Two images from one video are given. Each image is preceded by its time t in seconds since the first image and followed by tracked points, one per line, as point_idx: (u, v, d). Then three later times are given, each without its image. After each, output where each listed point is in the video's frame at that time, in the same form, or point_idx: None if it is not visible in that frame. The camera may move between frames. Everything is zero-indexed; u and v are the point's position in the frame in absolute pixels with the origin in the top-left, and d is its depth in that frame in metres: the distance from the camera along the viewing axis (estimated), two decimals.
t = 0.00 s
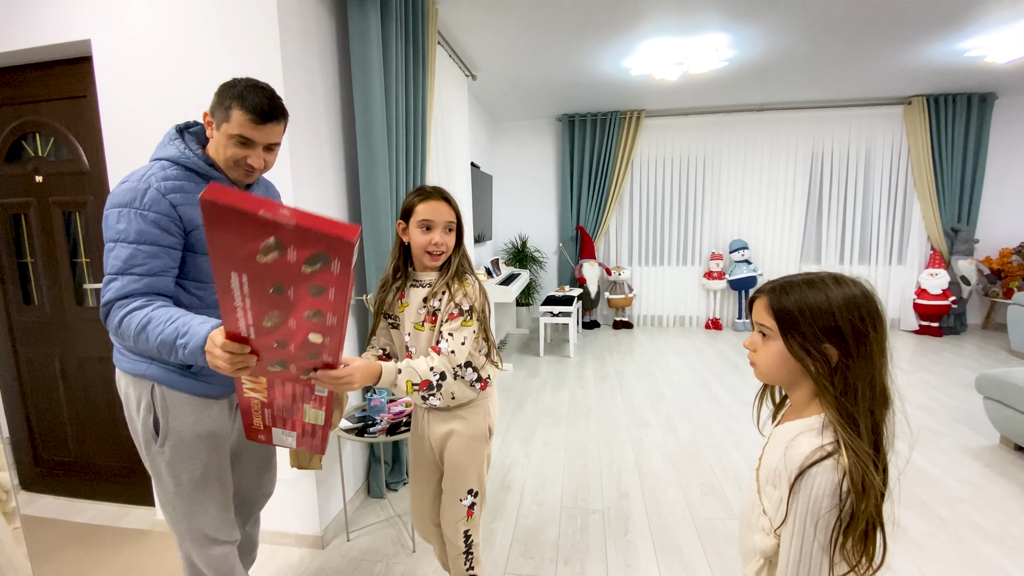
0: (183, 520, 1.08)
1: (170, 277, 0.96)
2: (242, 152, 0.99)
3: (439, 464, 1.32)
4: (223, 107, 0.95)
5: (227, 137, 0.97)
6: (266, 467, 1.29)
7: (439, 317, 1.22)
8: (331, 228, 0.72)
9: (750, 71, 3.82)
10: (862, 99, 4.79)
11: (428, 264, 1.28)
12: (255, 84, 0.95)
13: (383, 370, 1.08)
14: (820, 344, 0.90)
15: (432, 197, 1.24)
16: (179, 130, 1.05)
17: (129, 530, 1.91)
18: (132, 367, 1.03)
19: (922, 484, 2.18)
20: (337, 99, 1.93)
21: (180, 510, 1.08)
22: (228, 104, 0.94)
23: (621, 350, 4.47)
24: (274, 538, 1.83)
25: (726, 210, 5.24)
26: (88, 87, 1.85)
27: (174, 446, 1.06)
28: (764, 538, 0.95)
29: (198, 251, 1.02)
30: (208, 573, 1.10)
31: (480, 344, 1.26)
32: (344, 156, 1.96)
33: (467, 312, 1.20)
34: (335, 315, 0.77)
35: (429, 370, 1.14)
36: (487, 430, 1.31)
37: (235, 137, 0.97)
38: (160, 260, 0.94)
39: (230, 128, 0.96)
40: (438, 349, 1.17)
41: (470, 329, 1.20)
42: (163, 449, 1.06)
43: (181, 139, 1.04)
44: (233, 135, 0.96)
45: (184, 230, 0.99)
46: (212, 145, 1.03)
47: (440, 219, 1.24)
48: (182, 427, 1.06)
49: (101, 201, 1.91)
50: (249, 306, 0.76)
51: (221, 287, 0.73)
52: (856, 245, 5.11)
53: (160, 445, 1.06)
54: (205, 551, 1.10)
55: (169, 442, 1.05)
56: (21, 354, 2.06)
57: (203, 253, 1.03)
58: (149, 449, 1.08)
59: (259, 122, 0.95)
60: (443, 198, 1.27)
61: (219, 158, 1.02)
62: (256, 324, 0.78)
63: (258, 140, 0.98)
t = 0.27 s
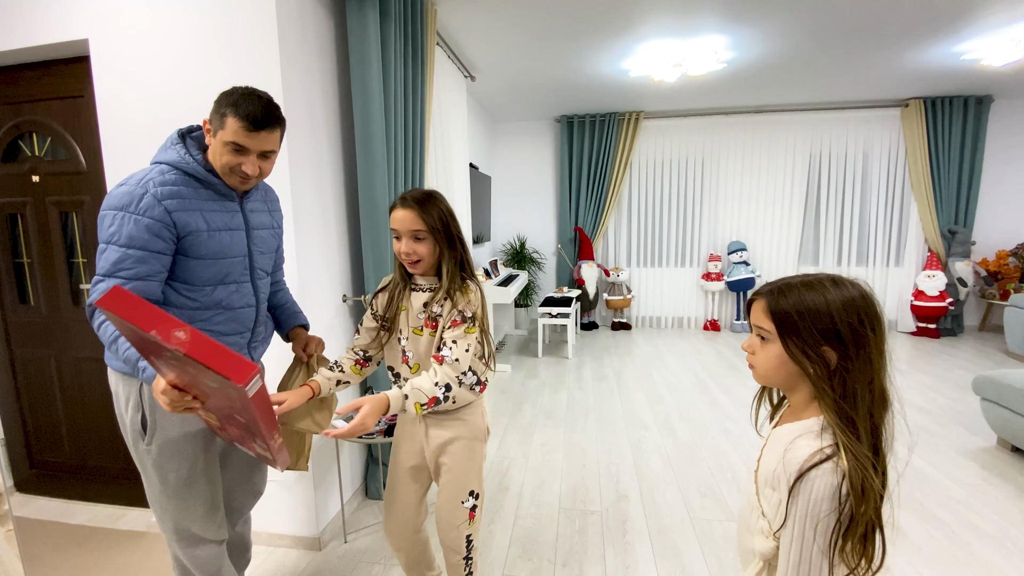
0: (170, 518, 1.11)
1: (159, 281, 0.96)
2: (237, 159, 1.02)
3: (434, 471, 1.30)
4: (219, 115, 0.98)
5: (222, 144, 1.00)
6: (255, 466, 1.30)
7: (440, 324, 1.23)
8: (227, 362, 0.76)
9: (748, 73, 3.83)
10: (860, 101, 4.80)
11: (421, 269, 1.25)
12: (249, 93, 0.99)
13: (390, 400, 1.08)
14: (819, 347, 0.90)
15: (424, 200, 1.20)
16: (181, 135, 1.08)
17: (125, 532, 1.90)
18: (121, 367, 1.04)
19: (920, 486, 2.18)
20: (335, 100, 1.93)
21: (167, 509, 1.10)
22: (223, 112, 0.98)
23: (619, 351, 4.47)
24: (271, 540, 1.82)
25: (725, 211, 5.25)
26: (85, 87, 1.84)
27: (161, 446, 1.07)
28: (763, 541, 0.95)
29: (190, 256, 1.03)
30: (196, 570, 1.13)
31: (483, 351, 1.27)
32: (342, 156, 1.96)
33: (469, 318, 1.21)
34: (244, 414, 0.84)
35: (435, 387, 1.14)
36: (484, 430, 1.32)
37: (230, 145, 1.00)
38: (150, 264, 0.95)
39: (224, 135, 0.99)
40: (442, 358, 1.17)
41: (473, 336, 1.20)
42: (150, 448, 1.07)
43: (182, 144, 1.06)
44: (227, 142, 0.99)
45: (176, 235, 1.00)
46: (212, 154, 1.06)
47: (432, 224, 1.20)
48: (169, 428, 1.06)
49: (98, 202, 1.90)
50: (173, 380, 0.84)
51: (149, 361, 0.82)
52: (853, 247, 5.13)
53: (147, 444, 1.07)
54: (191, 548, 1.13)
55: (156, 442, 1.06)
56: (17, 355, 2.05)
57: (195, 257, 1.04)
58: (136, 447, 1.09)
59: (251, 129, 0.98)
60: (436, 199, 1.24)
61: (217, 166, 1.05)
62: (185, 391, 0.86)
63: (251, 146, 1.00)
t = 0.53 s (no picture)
0: (162, 514, 1.12)
1: (147, 286, 0.97)
2: (232, 175, 1.00)
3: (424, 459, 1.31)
4: (213, 131, 0.97)
5: (217, 160, 0.98)
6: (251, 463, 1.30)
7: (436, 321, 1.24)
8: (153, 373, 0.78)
9: (749, 72, 3.83)
10: (860, 101, 4.80)
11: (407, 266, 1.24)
12: (243, 109, 0.96)
13: (417, 413, 1.08)
14: (818, 348, 0.90)
15: (404, 197, 1.19)
16: (179, 138, 1.07)
17: (124, 531, 1.90)
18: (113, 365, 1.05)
19: (920, 485, 2.19)
20: (335, 99, 1.92)
21: (159, 505, 1.11)
22: (217, 128, 0.96)
23: (619, 351, 4.47)
24: (270, 539, 1.82)
25: (724, 210, 5.24)
26: (84, 85, 1.83)
27: (153, 441, 1.07)
28: (760, 540, 0.95)
29: (180, 261, 1.04)
30: (187, 564, 1.14)
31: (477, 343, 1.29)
32: (342, 155, 1.96)
33: (466, 314, 1.24)
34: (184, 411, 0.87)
35: (450, 390, 1.15)
36: (472, 417, 1.33)
37: (224, 161, 0.98)
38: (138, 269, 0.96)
39: (219, 152, 0.97)
40: (447, 358, 1.20)
41: (472, 330, 1.24)
42: (142, 443, 1.07)
43: (180, 149, 1.05)
44: (221, 158, 0.98)
45: (166, 242, 1.00)
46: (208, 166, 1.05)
47: (412, 221, 1.20)
48: (161, 423, 1.07)
49: (97, 200, 1.90)
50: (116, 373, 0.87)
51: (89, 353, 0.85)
52: (853, 247, 5.13)
53: (139, 438, 1.07)
54: (182, 543, 1.14)
55: (147, 439, 1.07)
56: (17, 354, 2.04)
57: (185, 262, 1.04)
58: (129, 442, 1.09)
59: (244, 147, 0.96)
60: (416, 195, 1.23)
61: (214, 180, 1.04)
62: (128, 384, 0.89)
63: (245, 164, 0.99)
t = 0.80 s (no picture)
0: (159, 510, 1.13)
1: (142, 286, 0.97)
2: (246, 160, 1.02)
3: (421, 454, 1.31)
4: (215, 120, 0.98)
5: (227, 148, 0.99)
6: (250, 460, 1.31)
7: (429, 319, 1.24)
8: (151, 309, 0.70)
9: (751, 69, 3.82)
10: (863, 98, 4.78)
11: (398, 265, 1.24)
12: (240, 94, 0.99)
13: (405, 414, 1.09)
14: (817, 345, 0.90)
15: (393, 197, 1.19)
16: (174, 137, 1.08)
17: (125, 528, 1.90)
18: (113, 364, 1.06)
19: (921, 484, 2.18)
20: (335, 95, 1.92)
21: (155, 500, 1.12)
22: (220, 116, 0.97)
23: (620, 349, 4.47)
24: (271, 537, 1.82)
25: (726, 208, 5.23)
26: (84, 82, 1.83)
27: (149, 436, 1.09)
28: (761, 538, 0.94)
29: (175, 260, 1.04)
30: (185, 560, 1.14)
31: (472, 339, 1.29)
32: (342, 153, 1.95)
33: (458, 312, 1.23)
34: (178, 380, 0.81)
35: (442, 389, 1.15)
36: (468, 413, 1.32)
37: (235, 146, 1.00)
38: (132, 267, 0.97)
39: (227, 140, 0.99)
40: (441, 357, 1.20)
41: (465, 328, 1.23)
42: (138, 437, 1.09)
43: (174, 148, 1.07)
44: (233, 144, 0.99)
45: (160, 241, 1.00)
46: (209, 163, 1.05)
47: (400, 220, 1.19)
48: (156, 419, 1.08)
49: (97, 197, 1.89)
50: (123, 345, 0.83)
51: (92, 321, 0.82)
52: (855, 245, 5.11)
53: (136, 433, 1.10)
54: (179, 538, 1.14)
55: (143, 434, 1.09)
56: (19, 351, 2.05)
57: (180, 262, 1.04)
58: (127, 437, 1.12)
59: (252, 124, 0.99)
60: (406, 193, 1.22)
61: (223, 174, 1.04)
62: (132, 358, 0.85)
63: (256, 143, 1.01)
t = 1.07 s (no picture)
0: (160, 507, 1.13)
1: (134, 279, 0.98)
2: (238, 149, 1.02)
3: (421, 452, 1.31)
4: (205, 111, 0.99)
5: (218, 138, 1.00)
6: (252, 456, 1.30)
7: (426, 316, 1.24)
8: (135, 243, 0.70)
9: (752, 65, 3.80)
10: (865, 94, 4.76)
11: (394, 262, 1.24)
12: (229, 84, 1.00)
13: (394, 408, 1.09)
14: (820, 340, 0.89)
15: (389, 194, 1.18)
16: (169, 133, 1.09)
17: (127, 525, 1.90)
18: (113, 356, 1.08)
19: (922, 481, 2.18)
20: (336, 92, 1.91)
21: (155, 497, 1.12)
22: (209, 106, 0.98)
23: (621, 345, 4.46)
24: (272, 533, 1.83)
25: (726, 205, 5.22)
26: (84, 78, 1.82)
27: (148, 431, 1.09)
28: (768, 536, 0.94)
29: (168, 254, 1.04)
30: (185, 556, 1.14)
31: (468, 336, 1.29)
32: (342, 149, 1.95)
33: (454, 310, 1.23)
34: (161, 343, 0.80)
35: (433, 385, 1.16)
36: (468, 411, 1.32)
37: (227, 136, 1.00)
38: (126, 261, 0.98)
39: (217, 130, 0.99)
40: (435, 354, 1.20)
41: (460, 326, 1.23)
42: (138, 433, 1.10)
43: (169, 143, 1.07)
44: (224, 134, 0.99)
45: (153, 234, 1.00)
46: (201, 156, 1.05)
47: (396, 217, 1.19)
48: (155, 414, 1.09)
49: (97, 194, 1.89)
50: (113, 312, 0.83)
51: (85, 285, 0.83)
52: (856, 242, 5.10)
53: (136, 429, 1.10)
54: (179, 534, 1.14)
55: (142, 428, 1.09)
56: (20, 349, 2.05)
57: (173, 256, 1.04)
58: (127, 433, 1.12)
59: (242, 113, 0.99)
60: (403, 190, 1.22)
61: (216, 167, 1.04)
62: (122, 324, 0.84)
63: (247, 132, 1.01)
